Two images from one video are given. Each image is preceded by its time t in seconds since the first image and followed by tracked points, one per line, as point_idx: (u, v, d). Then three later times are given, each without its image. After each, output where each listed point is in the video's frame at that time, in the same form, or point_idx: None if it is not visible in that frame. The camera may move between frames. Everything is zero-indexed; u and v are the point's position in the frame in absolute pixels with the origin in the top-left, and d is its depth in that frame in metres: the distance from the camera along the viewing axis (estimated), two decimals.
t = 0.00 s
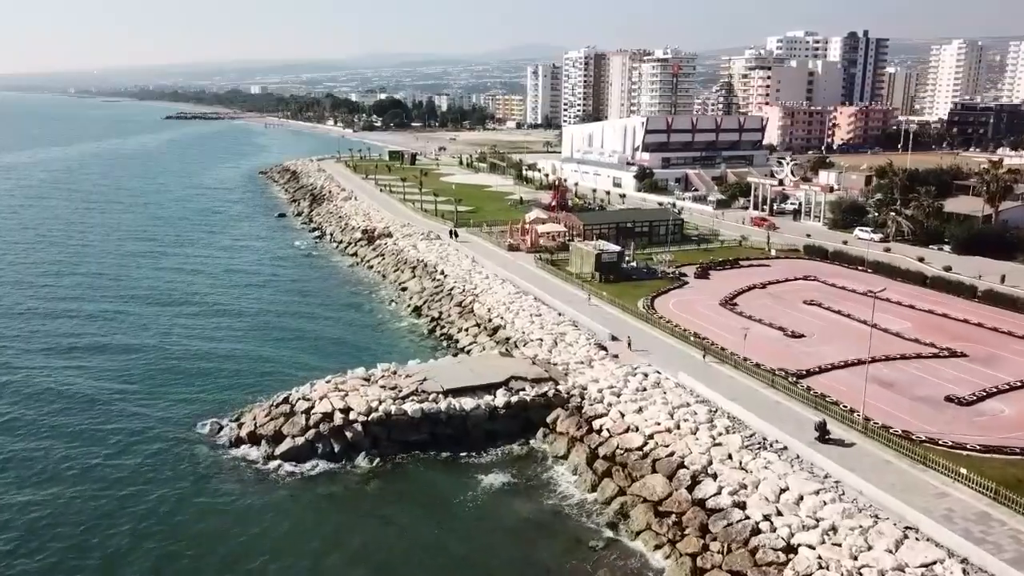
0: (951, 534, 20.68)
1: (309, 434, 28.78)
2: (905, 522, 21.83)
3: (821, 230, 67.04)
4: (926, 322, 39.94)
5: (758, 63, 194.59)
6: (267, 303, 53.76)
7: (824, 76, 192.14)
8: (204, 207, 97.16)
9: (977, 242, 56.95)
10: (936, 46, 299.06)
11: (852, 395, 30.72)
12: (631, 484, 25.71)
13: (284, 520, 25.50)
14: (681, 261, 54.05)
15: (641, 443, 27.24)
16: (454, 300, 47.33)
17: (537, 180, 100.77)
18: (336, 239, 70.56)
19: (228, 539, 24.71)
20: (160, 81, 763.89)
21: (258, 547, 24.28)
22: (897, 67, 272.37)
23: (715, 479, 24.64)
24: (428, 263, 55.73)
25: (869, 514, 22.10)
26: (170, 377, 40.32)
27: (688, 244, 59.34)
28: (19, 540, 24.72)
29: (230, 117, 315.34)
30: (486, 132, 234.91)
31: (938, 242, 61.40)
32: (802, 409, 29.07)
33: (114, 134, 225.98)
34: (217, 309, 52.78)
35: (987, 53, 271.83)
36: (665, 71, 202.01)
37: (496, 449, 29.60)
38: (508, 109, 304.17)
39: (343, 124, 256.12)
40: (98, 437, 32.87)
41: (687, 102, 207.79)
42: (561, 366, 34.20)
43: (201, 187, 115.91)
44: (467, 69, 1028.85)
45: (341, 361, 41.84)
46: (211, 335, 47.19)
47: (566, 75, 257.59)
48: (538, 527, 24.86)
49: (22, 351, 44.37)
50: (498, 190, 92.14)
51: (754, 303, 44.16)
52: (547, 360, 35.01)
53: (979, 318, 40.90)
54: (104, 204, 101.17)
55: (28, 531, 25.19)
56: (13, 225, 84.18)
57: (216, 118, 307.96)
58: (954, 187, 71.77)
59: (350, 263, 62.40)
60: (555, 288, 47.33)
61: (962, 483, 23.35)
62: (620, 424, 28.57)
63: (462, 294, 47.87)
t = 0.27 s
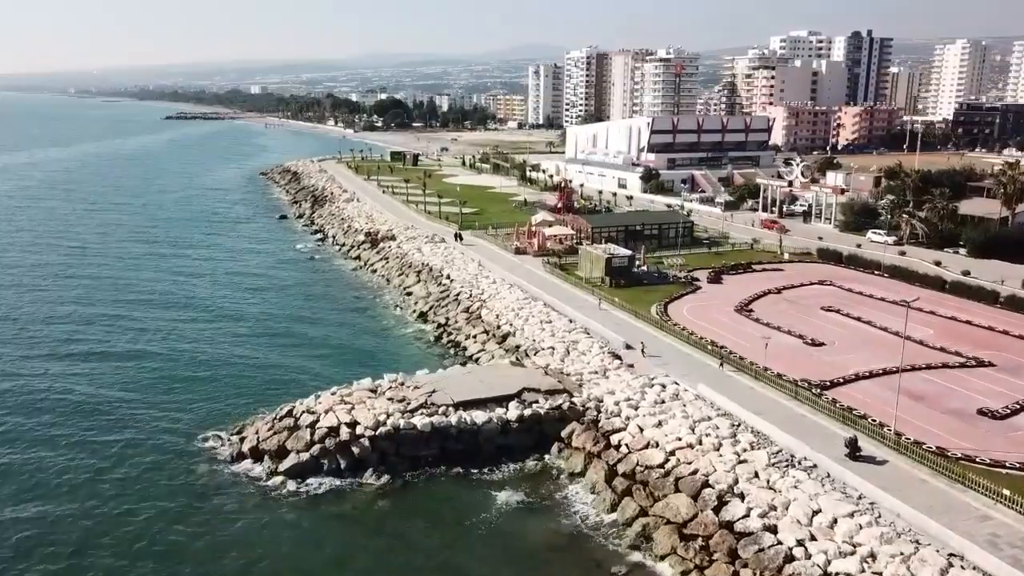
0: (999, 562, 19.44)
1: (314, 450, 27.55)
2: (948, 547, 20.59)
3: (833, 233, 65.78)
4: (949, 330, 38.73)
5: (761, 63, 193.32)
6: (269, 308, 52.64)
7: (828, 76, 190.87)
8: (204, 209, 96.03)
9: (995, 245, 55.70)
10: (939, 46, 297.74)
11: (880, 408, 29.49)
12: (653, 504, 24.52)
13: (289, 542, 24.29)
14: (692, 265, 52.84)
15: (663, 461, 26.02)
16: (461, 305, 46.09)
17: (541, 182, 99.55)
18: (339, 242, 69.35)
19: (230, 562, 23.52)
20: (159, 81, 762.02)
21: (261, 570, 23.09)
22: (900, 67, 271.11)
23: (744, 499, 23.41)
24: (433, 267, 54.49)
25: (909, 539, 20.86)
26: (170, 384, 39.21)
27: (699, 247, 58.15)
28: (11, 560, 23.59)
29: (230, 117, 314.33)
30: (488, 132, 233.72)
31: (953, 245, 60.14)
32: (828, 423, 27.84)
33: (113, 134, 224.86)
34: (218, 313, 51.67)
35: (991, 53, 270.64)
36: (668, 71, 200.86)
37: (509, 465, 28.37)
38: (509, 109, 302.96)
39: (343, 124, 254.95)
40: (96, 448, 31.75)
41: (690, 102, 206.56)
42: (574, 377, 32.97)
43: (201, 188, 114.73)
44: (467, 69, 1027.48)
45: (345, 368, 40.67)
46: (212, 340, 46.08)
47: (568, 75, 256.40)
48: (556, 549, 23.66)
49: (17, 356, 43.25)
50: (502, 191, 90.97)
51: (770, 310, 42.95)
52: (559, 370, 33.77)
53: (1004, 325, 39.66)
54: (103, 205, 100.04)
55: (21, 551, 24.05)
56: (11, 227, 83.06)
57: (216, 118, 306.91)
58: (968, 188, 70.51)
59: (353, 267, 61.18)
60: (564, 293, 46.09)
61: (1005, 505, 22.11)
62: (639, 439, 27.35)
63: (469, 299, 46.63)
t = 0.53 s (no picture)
0: None
1: (315, 471, 26.09)
2: None
3: (842, 235, 64.41)
4: (973, 339, 37.40)
5: (761, 63, 192.22)
6: (266, 313, 51.14)
7: (828, 76, 189.71)
8: (200, 210, 94.46)
9: (1010, 248, 54.38)
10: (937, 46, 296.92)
11: (911, 423, 28.10)
12: (677, 530, 23.11)
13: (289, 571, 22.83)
14: (701, 270, 51.41)
15: (685, 482, 24.60)
16: (465, 312, 44.61)
17: (542, 183, 98.10)
18: (337, 245, 67.81)
19: None
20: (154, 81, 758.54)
21: None
22: (898, 67, 270.19)
23: (774, 526, 22.02)
24: (435, 272, 52.97)
25: (955, 569, 19.49)
26: (164, 394, 37.74)
27: (708, 251, 56.74)
28: None
29: (225, 117, 312.78)
30: (485, 132, 232.27)
31: (966, 248, 58.84)
32: (858, 440, 26.41)
33: (107, 134, 222.98)
34: (213, 319, 50.17)
35: (990, 53, 269.91)
36: (667, 71, 199.70)
37: (522, 486, 26.91)
38: (506, 109, 301.52)
39: (340, 125, 253.32)
40: (86, 463, 30.31)
41: (689, 102, 205.38)
42: (586, 390, 31.53)
43: (196, 189, 113.19)
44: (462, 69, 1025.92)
45: (346, 378, 39.16)
46: (208, 347, 44.59)
47: (566, 75, 255.07)
48: None
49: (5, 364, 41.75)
50: (503, 193, 89.51)
51: (785, 317, 41.58)
52: (571, 383, 32.31)
53: None
54: (97, 207, 98.42)
55: None
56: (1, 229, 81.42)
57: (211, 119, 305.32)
58: (979, 190, 69.20)
59: (353, 271, 59.62)
60: (571, 299, 44.62)
61: None
62: (658, 459, 25.94)
63: (473, 306, 45.15)
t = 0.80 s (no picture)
0: None
1: (315, 491, 24.78)
2: None
3: (847, 238, 63.40)
4: (991, 346, 36.34)
5: (757, 63, 191.37)
6: (261, 318, 49.78)
7: (825, 76, 188.94)
8: (193, 212, 92.93)
9: (1019, 251, 53.44)
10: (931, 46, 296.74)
11: (935, 436, 26.96)
12: (699, 555, 21.93)
13: None
14: (707, 274, 50.28)
15: (705, 502, 23.41)
16: (466, 318, 43.35)
17: (540, 184, 96.92)
18: (333, 248, 66.39)
19: None
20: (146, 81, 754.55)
21: None
22: (894, 67, 269.80)
23: (803, 551, 20.87)
24: (434, 276, 51.69)
25: None
26: (155, 403, 36.40)
27: (712, 254, 55.58)
28: None
29: (217, 117, 310.49)
30: (481, 132, 231.09)
31: (973, 251, 57.89)
32: (883, 455, 25.27)
33: (98, 134, 220.73)
34: (206, 324, 48.79)
35: (985, 53, 269.82)
36: (663, 71, 198.68)
37: (531, 505, 25.68)
38: (501, 109, 300.22)
39: (333, 125, 251.56)
40: (74, 479, 28.97)
41: (685, 102, 204.43)
42: (597, 402, 30.31)
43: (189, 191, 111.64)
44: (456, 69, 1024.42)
45: (345, 387, 37.84)
46: (201, 354, 43.26)
47: (561, 74, 253.84)
48: None
49: None
50: (500, 194, 88.27)
51: (796, 323, 40.46)
52: (580, 394, 31.09)
53: None
54: (88, 208, 96.83)
55: None
56: None
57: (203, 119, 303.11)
58: (985, 191, 68.30)
59: (350, 275, 58.24)
60: (576, 304, 43.40)
61: None
62: (676, 478, 24.76)
63: (475, 312, 43.86)
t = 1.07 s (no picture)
0: None
1: (318, 512, 23.52)
2: None
3: (855, 240, 62.35)
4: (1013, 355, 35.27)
5: (757, 62, 190.37)
6: (258, 323, 48.47)
7: (824, 75, 187.99)
8: (189, 213, 91.56)
9: None
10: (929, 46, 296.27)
11: (966, 451, 25.82)
12: None
13: None
14: (716, 278, 49.13)
15: (730, 525, 22.22)
16: (471, 325, 42.10)
17: (540, 185, 95.74)
18: (332, 251, 65.08)
19: None
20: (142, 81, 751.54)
21: None
22: (892, 67, 269.11)
23: None
24: (436, 281, 50.44)
25: None
26: (150, 413, 35.16)
27: (720, 257, 54.46)
28: None
29: (212, 117, 308.61)
30: (479, 132, 229.98)
31: (984, 254, 56.91)
32: (914, 473, 24.12)
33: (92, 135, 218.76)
34: (202, 330, 47.49)
35: (983, 53, 269.25)
36: (661, 71, 197.56)
37: (546, 526, 24.46)
38: (498, 109, 298.91)
39: (330, 124, 249.94)
40: (66, 496, 27.74)
41: (684, 102, 203.36)
42: (610, 416, 29.13)
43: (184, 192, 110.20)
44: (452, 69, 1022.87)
45: (346, 397, 36.59)
46: (197, 360, 42.00)
47: (558, 74, 252.57)
48: None
49: None
50: (501, 196, 87.11)
51: (811, 329, 39.32)
52: (593, 407, 29.87)
53: None
54: (82, 210, 95.47)
55: None
56: None
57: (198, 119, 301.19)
58: (994, 193, 67.32)
59: (349, 279, 56.91)
60: (583, 310, 42.22)
61: None
62: (697, 498, 23.57)
63: (479, 319, 42.59)
